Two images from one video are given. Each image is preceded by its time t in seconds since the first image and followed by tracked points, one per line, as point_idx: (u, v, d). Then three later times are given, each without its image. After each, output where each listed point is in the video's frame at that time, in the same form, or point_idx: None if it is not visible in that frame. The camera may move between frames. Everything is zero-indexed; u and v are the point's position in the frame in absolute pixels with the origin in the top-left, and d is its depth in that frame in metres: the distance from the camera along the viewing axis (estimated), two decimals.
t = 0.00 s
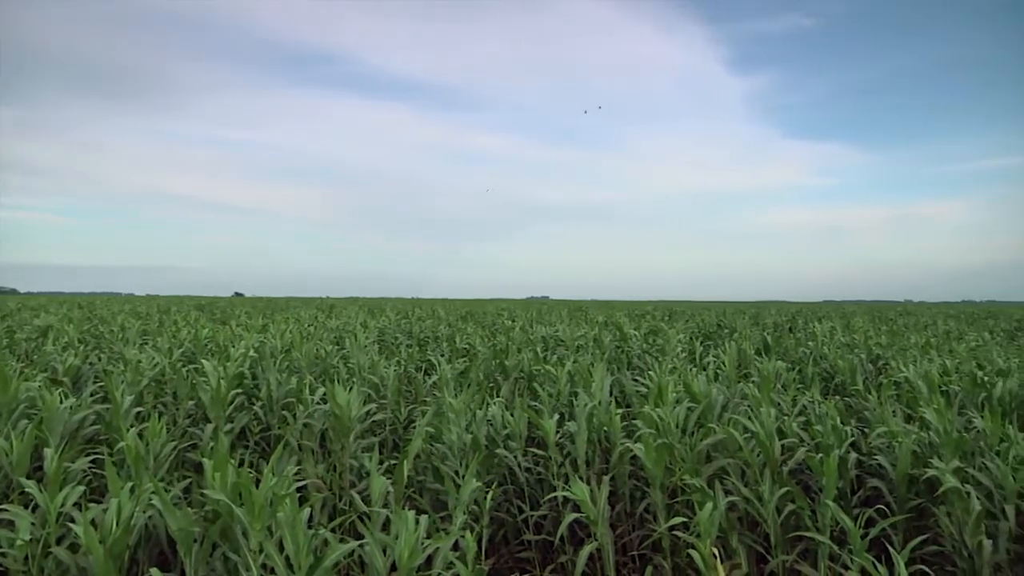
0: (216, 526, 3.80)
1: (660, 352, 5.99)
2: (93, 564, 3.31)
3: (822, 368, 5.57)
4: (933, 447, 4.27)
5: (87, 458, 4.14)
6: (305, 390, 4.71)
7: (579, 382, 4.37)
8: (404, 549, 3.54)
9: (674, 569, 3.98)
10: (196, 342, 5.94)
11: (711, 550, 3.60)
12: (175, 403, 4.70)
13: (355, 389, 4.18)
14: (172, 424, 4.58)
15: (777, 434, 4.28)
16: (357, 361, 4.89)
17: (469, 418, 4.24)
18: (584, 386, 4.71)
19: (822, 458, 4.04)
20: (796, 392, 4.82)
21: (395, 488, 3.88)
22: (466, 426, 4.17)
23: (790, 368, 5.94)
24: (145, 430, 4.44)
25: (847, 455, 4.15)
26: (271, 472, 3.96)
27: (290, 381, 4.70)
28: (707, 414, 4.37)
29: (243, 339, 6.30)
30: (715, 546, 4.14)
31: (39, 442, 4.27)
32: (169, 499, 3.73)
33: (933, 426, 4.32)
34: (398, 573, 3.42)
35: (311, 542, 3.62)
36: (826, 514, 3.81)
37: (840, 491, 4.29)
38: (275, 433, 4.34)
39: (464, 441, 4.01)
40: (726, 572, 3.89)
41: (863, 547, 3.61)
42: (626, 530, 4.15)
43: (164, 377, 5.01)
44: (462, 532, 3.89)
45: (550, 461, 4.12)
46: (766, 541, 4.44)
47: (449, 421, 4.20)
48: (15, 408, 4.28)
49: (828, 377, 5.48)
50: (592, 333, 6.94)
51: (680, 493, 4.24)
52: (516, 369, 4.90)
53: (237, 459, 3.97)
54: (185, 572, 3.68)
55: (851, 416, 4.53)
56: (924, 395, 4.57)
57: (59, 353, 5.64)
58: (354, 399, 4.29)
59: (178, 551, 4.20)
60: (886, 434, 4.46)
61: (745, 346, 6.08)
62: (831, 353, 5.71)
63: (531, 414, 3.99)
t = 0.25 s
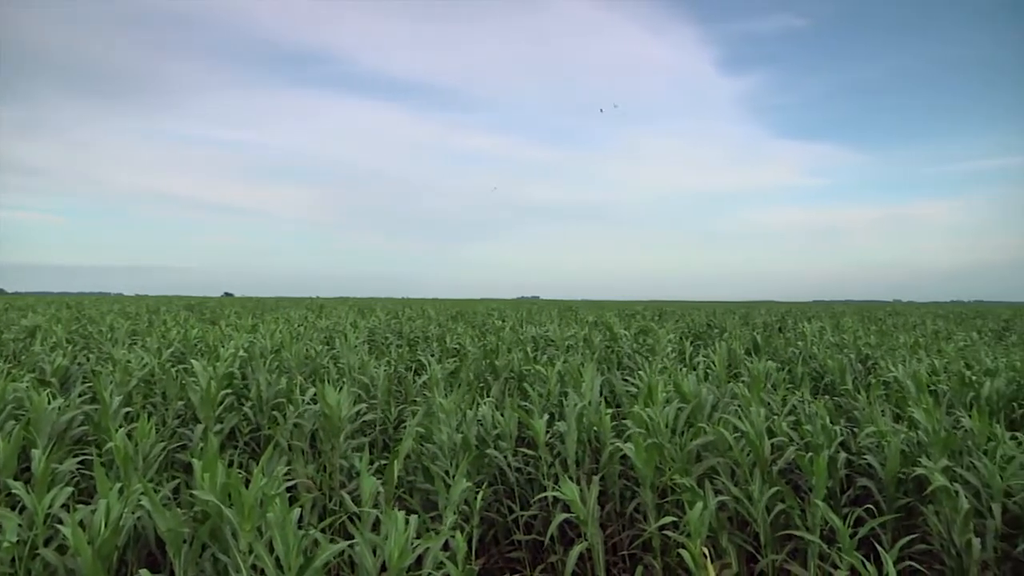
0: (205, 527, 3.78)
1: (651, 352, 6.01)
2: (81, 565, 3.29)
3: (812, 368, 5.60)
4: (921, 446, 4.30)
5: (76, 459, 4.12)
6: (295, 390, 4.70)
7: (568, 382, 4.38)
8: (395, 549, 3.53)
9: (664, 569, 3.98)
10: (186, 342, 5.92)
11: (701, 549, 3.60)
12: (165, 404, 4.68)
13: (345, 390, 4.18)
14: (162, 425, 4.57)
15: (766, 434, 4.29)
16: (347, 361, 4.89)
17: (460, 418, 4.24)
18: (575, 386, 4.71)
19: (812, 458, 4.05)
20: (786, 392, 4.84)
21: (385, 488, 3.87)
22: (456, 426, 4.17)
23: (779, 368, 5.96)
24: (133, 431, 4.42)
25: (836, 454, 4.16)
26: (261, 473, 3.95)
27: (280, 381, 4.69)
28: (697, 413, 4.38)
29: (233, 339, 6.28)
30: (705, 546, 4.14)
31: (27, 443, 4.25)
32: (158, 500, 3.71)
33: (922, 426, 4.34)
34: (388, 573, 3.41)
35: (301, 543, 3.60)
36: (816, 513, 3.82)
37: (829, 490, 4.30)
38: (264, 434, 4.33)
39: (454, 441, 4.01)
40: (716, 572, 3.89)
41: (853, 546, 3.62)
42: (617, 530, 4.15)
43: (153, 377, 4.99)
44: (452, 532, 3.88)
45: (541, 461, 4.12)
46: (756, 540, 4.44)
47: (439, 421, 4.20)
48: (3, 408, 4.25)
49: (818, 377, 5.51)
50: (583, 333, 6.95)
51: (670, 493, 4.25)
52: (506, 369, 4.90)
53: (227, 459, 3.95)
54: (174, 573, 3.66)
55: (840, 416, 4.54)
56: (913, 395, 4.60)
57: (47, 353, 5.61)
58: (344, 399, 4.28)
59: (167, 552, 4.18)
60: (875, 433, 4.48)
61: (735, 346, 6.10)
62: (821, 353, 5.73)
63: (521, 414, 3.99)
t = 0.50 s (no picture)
0: (194, 528, 3.76)
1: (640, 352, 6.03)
2: (69, 567, 3.27)
3: (802, 368, 5.62)
4: (910, 446, 4.32)
5: (64, 460, 4.10)
6: (285, 391, 4.69)
7: (558, 382, 4.38)
8: (385, 550, 3.52)
9: (654, 568, 3.98)
10: (175, 343, 5.90)
11: (690, 549, 3.61)
12: (154, 404, 4.67)
13: (335, 390, 4.18)
14: (150, 425, 4.55)
15: (756, 434, 4.31)
16: (337, 361, 4.88)
17: (450, 419, 4.24)
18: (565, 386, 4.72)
19: (801, 457, 4.06)
20: (775, 391, 4.86)
21: (375, 488, 3.86)
22: (447, 426, 4.17)
23: (769, 368, 5.99)
24: (122, 431, 4.40)
25: (826, 453, 4.18)
26: (251, 473, 3.94)
27: (270, 381, 4.68)
28: (687, 413, 4.39)
29: (222, 339, 6.27)
30: (695, 545, 4.14)
31: (14, 443, 4.22)
32: (147, 501, 3.69)
33: (910, 425, 4.37)
34: (378, 573, 3.40)
35: (290, 544, 3.59)
36: (805, 512, 3.83)
37: (819, 489, 4.31)
38: (254, 434, 4.33)
39: (444, 441, 4.01)
40: (706, 571, 3.90)
41: (841, 545, 3.64)
42: (606, 529, 4.16)
43: (142, 378, 4.97)
44: (442, 532, 3.88)
45: (531, 461, 4.12)
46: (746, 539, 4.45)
47: (429, 421, 4.20)
48: None
49: (807, 376, 5.53)
50: (572, 333, 6.96)
51: (660, 493, 4.26)
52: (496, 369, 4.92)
53: (216, 460, 3.94)
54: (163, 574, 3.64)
55: (830, 415, 4.56)
56: (901, 395, 4.63)
57: (35, 353, 5.59)
58: (334, 399, 4.28)
59: (156, 554, 4.16)
60: (864, 433, 4.51)
61: (725, 346, 6.12)
62: (811, 353, 5.76)
63: (511, 414, 3.99)
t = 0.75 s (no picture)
0: (184, 529, 3.75)
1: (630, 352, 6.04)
2: (56, 568, 3.25)
3: (791, 368, 5.64)
4: (899, 445, 4.34)
5: (52, 461, 4.08)
6: (275, 391, 4.68)
7: (549, 382, 4.39)
8: (374, 550, 3.51)
9: (644, 568, 3.99)
10: (164, 343, 5.89)
11: (680, 548, 3.61)
12: (143, 405, 4.66)
13: (325, 390, 4.18)
14: (140, 426, 4.54)
15: (745, 433, 4.32)
16: (327, 361, 4.87)
17: (440, 419, 4.25)
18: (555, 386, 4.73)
19: (790, 456, 4.08)
20: (765, 391, 4.88)
21: (365, 488, 3.86)
22: (437, 426, 4.18)
23: (758, 368, 6.01)
24: (111, 432, 4.38)
25: (815, 452, 4.19)
26: (240, 474, 3.93)
27: (259, 381, 4.67)
28: (677, 413, 4.40)
29: (212, 339, 6.26)
30: (685, 545, 4.15)
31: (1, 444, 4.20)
32: (136, 502, 3.67)
33: (899, 424, 4.39)
34: (368, 574, 3.39)
35: (280, 544, 3.58)
36: (795, 511, 3.84)
37: (808, 489, 4.33)
38: (244, 435, 4.32)
39: (434, 441, 4.01)
40: (696, 571, 3.91)
41: (831, 544, 3.65)
42: (597, 529, 4.16)
43: (131, 378, 4.96)
44: (432, 532, 3.87)
45: (521, 461, 4.12)
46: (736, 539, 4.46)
47: (420, 421, 4.20)
48: None
49: (797, 376, 5.55)
50: (563, 333, 6.98)
51: (650, 492, 4.26)
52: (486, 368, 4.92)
53: (205, 460, 3.93)
54: None
55: (819, 414, 4.58)
56: (890, 394, 4.65)
57: (22, 354, 5.56)
58: (324, 399, 4.27)
59: (145, 555, 4.14)
60: (853, 432, 4.53)
61: (714, 346, 6.14)
62: (800, 353, 5.78)
63: (501, 414, 3.99)
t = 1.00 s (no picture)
0: (173, 530, 3.73)
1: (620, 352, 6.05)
2: (44, 569, 3.22)
3: (781, 368, 5.67)
4: (888, 444, 4.36)
5: (40, 461, 4.06)
6: (265, 391, 4.67)
7: (539, 382, 4.39)
8: (365, 551, 3.50)
9: (635, 567, 3.99)
10: (154, 343, 5.87)
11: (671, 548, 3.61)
12: (132, 405, 4.64)
13: (316, 390, 4.17)
14: (129, 426, 4.52)
15: (735, 433, 4.33)
16: (317, 361, 4.87)
17: (430, 419, 4.24)
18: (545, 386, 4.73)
19: (780, 456, 4.09)
20: (755, 391, 4.90)
21: (356, 488, 3.85)
22: (427, 426, 4.18)
23: (748, 368, 6.03)
24: (100, 432, 4.36)
25: (805, 452, 4.21)
26: (230, 474, 3.91)
27: (249, 382, 4.66)
28: (667, 413, 4.41)
29: (201, 340, 6.24)
30: (676, 544, 4.15)
31: None
32: (125, 503, 3.65)
33: (889, 424, 4.41)
34: (358, 574, 3.38)
35: (270, 545, 3.57)
36: (785, 510, 3.85)
37: (798, 488, 4.34)
38: (234, 435, 4.31)
39: (425, 441, 4.01)
40: (687, 570, 3.91)
41: (820, 543, 3.66)
42: (587, 529, 4.16)
43: (120, 379, 4.94)
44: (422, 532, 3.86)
45: (511, 461, 4.12)
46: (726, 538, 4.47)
47: (410, 421, 4.20)
48: None
49: (786, 376, 5.57)
50: (553, 334, 6.98)
51: (640, 492, 4.27)
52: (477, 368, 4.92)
53: (195, 461, 3.91)
54: None
55: (809, 414, 4.60)
56: (880, 394, 4.68)
57: (10, 354, 5.53)
58: (315, 399, 4.27)
59: (134, 556, 4.12)
60: (843, 432, 4.54)
61: (705, 346, 6.16)
62: (790, 353, 5.80)
63: (492, 414, 4.00)
